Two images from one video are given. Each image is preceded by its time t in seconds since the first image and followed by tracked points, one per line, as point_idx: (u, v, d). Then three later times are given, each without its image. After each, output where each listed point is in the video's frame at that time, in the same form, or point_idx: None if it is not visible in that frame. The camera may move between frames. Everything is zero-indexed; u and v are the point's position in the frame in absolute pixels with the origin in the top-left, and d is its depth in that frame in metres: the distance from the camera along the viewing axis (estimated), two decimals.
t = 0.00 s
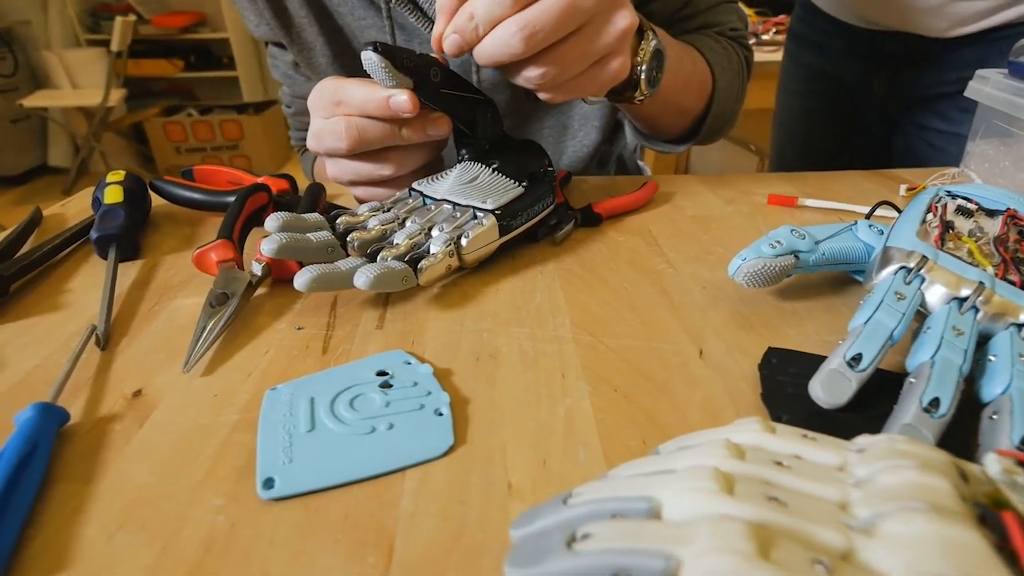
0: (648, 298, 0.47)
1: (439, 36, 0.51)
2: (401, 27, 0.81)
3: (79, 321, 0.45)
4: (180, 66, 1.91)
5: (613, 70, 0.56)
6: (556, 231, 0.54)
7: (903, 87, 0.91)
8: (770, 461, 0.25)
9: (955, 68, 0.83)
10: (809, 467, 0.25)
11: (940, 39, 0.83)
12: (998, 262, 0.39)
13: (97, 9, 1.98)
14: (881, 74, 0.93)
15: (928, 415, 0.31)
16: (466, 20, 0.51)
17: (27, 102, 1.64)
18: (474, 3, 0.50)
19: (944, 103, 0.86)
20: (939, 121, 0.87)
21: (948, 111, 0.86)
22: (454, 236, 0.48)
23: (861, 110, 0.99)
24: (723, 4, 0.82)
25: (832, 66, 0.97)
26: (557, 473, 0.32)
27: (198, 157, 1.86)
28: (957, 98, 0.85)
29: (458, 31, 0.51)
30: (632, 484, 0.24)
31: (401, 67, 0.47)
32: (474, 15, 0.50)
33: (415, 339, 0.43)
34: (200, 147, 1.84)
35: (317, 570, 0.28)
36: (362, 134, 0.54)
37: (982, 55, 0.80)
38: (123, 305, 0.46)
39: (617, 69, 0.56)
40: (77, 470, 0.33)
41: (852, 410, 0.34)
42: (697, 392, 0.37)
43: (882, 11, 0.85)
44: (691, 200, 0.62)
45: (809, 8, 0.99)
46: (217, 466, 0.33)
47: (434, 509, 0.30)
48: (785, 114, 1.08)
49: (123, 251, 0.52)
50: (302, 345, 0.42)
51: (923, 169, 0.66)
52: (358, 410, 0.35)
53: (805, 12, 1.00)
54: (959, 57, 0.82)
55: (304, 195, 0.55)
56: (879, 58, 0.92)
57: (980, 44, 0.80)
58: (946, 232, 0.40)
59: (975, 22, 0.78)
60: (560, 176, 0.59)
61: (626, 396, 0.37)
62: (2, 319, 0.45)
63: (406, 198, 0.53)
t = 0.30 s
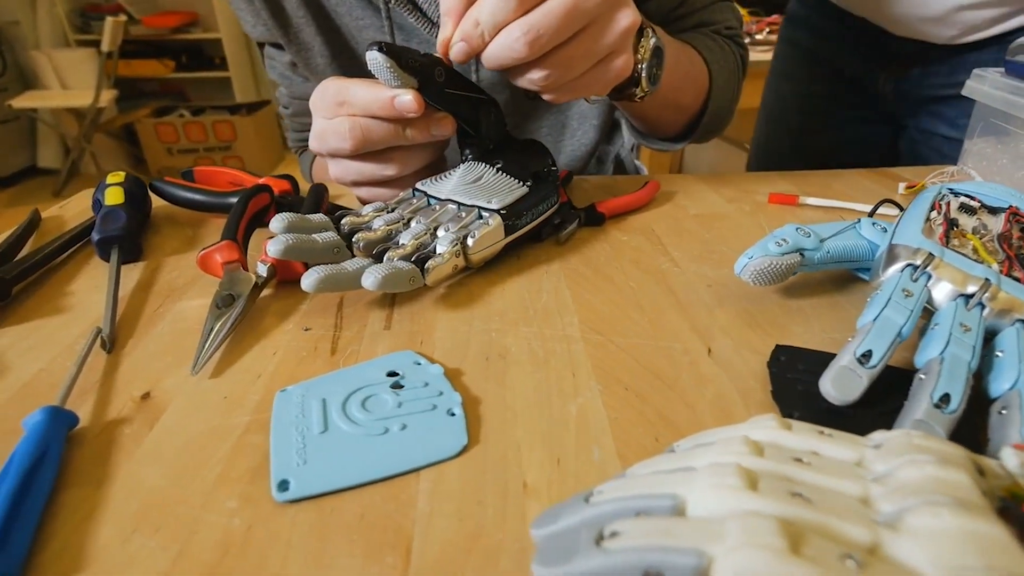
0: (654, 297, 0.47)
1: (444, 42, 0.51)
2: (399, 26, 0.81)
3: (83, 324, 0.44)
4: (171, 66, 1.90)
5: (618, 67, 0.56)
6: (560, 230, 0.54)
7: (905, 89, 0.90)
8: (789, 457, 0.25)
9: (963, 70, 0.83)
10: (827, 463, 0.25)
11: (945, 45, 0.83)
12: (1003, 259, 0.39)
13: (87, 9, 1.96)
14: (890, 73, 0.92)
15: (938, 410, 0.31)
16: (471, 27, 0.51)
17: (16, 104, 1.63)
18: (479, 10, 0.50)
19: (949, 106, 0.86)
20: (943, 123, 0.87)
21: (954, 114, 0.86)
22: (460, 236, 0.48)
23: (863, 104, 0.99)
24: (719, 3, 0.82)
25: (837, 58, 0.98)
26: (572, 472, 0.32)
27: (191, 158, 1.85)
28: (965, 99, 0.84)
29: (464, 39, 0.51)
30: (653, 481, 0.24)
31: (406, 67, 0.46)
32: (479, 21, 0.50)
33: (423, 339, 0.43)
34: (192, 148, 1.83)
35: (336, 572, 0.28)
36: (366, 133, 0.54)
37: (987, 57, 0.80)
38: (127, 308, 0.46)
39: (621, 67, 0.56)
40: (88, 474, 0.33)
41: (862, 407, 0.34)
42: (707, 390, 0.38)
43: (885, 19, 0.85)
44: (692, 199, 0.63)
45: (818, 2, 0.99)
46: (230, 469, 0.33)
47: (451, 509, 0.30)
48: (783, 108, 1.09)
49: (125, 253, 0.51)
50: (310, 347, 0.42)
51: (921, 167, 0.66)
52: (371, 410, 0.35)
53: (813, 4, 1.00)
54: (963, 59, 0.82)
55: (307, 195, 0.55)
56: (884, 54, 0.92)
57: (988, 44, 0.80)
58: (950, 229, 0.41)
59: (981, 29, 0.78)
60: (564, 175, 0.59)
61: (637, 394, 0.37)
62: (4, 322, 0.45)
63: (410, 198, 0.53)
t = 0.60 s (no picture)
0: (658, 296, 0.47)
1: (446, 36, 0.51)
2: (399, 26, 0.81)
3: (86, 326, 0.44)
4: (165, 67, 1.90)
5: (619, 59, 0.56)
6: (563, 230, 0.54)
7: (896, 91, 0.91)
8: (802, 455, 0.25)
9: (956, 70, 0.83)
10: (840, 460, 0.25)
11: (936, 45, 0.83)
12: (1007, 256, 0.39)
13: (80, 10, 1.95)
14: (873, 76, 0.93)
15: (946, 407, 0.31)
16: (471, 22, 0.51)
17: (9, 104, 1.62)
18: (478, 5, 0.50)
19: (941, 108, 0.86)
20: (932, 126, 0.88)
21: (944, 117, 0.86)
22: (464, 236, 0.48)
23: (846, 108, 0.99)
24: None
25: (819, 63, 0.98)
26: (582, 471, 0.32)
27: (186, 159, 1.84)
28: (958, 101, 0.84)
29: (464, 35, 0.51)
30: (669, 480, 0.24)
31: (409, 67, 0.46)
32: (479, 16, 0.50)
33: (429, 339, 0.43)
34: (187, 149, 1.82)
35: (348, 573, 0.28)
36: (369, 134, 0.54)
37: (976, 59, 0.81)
38: (130, 309, 0.46)
39: (623, 57, 0.56)
40: (95, 476, 0.32)
41: (870, 404, 0.34)
42: (714, 388, 0.38)
43: (875, 19, 0.85)
44: (693, 199, 0.63)
45: (792, 8, 1.00)
46: (238, 471, 0.32)
47: (462, 509, 0.30)
48: (762, 116, 1.09)
49: (126, 254, 0.51)
50: (316, 347, 0.42)
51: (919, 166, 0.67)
52: (379, 411, 0.35)
53: (788, 10, 1.01)
54: (956, 60, 0.83)
55: (310, 196, 0.55)
56: (875, 54, 0.92)
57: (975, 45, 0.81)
58: (954, 228, 0.41)
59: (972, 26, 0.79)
60: (566, 175, 0.59)
61: (644, 393, 0.37)
62: (7, 324, 0.44)
63: (413, 198, 0.52)
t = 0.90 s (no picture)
0: (665, 295, 0.47)
1: (451, 35, 0.51)
2: (397, 23, 0.82)
3: (91, 330, 0.44)
4: (156, 67, 1.89)
5: (622, 55, 0.56)
6: (567, 230, 0.54)
7: (873, 100, 0.91)
8: (822, 451, 0.26)
9: (933, 79, 0.84)
10: (859, 456, 0.26)
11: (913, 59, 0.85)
12: (1011, 254, 0.40)
13: (69, 10, 1.94)
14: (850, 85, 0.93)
15: (957, 403, 0.32)
16: (474, 22, 0.51)
17: None
18: (481, 5, 0.50)
19: (917, 112, 0.88)
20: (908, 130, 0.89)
21: (919, 121, 0.88)
22: (471, 237, 0.48)
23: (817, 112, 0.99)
24: None
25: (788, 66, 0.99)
26: (598, 470, 0.32)
27: (177, 161, 1.82)
28: (933, 106, 0.86)
29: (468, 35, 0.51)
30: (693, 476, 0.24)
31: (414, 67, 0.46)
32: (482, 16, 0.50)
33: (439, 340, 0.42)
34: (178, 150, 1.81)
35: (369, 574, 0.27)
36: (373, 135, 0.54)
37: (949, 70, 0.83)
38: (135, 312, 0.45)
39: (627, 54, 0.56)
40: (109, 480, 0.32)
41: (881, 400, 0.35)
42: (725, 387, 0.38)
43: (850, 44, 0.87)
44: (695, 198, 0.63)
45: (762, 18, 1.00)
46: (253, 474, 0.32)
47: (480, 509, 0.30)
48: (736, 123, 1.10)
49: (129, 256, 0.51)
50: (325, 349, 0.42)
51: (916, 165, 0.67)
52: (393, 412, 0.35)
53: (757, 23, 1.01)
54: (935, 71, 0.84)
55: (313, 197, 0.55)
56: (848, 66, 0.92)
57: (951, 56, 0.83)
58: (958, 226, 0.41)
59: (948, 41, 0.80)
60: (569, 174, 0.59)
61: (656, 392, 0.38)
62: (11, 328, 0.44)
63: (418, 199, 0.52)
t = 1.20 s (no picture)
0: (671, 294, 0.48)
1: (449, 37, 0.51)
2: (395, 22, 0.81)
3: (96, 332, 0.43)
4: (148, 69, 1.87)
5: (621, 50, 0.56)
6: (571, 230, 0.54)
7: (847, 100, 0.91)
8: (840, 447, 0.26)
9: (902, 82, 0.84)
10: (876, 452, 0.26)
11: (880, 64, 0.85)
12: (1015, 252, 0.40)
13: (60, 11, 1.92)
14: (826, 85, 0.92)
15: (967, 399, 0.32)
16: (473, 24, 0.51)
17: None
18: (479, 7, 0.50)
19: (891, 114, 0.88)
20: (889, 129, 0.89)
21: (896, 122, 0.88)
22: (477, 237, 0.48)
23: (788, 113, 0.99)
24: None
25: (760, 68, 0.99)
26: (613, 469, 0.32)
27: (169, 162, 1.81)
28: (906, 109, 0.86)
29: (467, 35, 0.51)
30: (715, 473, 0.24)
31: (420, 67, 0.46)
32: (480, 18, 0.50)
33: (448, 340, 0.42)
34: (171, 152, 1.79)
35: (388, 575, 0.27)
36: (377, 135, 0.54)
37: (917, 74, 0.83)
38: (140, 315, 0.45)
39: (626, 48, 0.56)
40: (121, 484, 0.32)
41: (891, 397, 0.35)
42: (734, 385, 0.38)
43: (818, 50, 0.86)
44: (696, 198, 0.63)
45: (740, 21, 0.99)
46: (267, 476, 0.32)
47: (496, 509, 0.30)
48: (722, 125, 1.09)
49: (132, 258, 0.50)
50: (334, 351, 0.41)
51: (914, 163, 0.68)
52: (406, 412, 0.35)
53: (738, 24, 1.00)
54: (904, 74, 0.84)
55: (316, 199, 0.55)
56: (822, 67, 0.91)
57: (918, 58, 0.82)
58: (962, 224, 0.42)
59: (912, 48, 0.81)
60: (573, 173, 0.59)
61: (666, 391, 0.38)
62: (14, 331, 0.44)
63: (422, 199, 0.52)
